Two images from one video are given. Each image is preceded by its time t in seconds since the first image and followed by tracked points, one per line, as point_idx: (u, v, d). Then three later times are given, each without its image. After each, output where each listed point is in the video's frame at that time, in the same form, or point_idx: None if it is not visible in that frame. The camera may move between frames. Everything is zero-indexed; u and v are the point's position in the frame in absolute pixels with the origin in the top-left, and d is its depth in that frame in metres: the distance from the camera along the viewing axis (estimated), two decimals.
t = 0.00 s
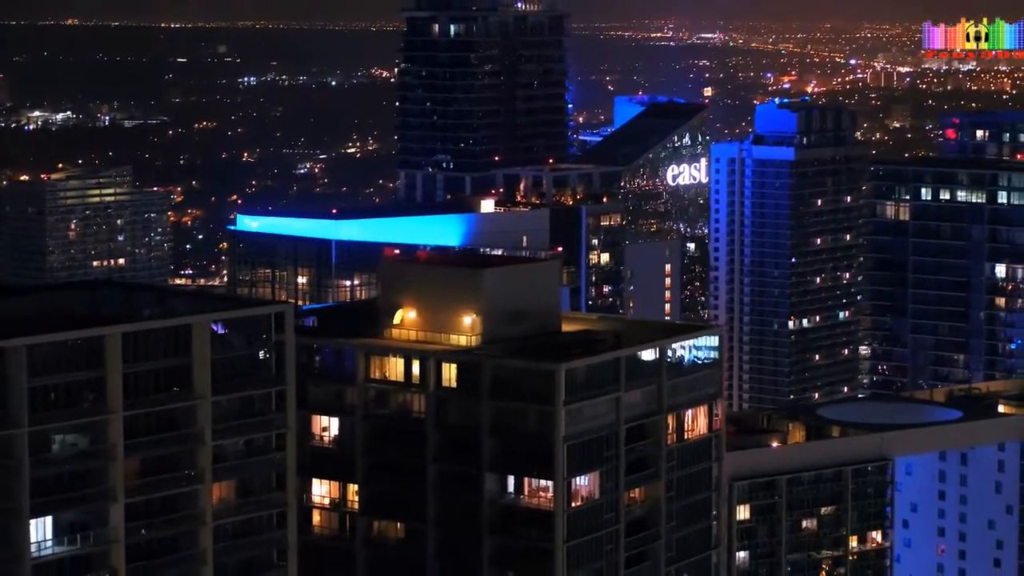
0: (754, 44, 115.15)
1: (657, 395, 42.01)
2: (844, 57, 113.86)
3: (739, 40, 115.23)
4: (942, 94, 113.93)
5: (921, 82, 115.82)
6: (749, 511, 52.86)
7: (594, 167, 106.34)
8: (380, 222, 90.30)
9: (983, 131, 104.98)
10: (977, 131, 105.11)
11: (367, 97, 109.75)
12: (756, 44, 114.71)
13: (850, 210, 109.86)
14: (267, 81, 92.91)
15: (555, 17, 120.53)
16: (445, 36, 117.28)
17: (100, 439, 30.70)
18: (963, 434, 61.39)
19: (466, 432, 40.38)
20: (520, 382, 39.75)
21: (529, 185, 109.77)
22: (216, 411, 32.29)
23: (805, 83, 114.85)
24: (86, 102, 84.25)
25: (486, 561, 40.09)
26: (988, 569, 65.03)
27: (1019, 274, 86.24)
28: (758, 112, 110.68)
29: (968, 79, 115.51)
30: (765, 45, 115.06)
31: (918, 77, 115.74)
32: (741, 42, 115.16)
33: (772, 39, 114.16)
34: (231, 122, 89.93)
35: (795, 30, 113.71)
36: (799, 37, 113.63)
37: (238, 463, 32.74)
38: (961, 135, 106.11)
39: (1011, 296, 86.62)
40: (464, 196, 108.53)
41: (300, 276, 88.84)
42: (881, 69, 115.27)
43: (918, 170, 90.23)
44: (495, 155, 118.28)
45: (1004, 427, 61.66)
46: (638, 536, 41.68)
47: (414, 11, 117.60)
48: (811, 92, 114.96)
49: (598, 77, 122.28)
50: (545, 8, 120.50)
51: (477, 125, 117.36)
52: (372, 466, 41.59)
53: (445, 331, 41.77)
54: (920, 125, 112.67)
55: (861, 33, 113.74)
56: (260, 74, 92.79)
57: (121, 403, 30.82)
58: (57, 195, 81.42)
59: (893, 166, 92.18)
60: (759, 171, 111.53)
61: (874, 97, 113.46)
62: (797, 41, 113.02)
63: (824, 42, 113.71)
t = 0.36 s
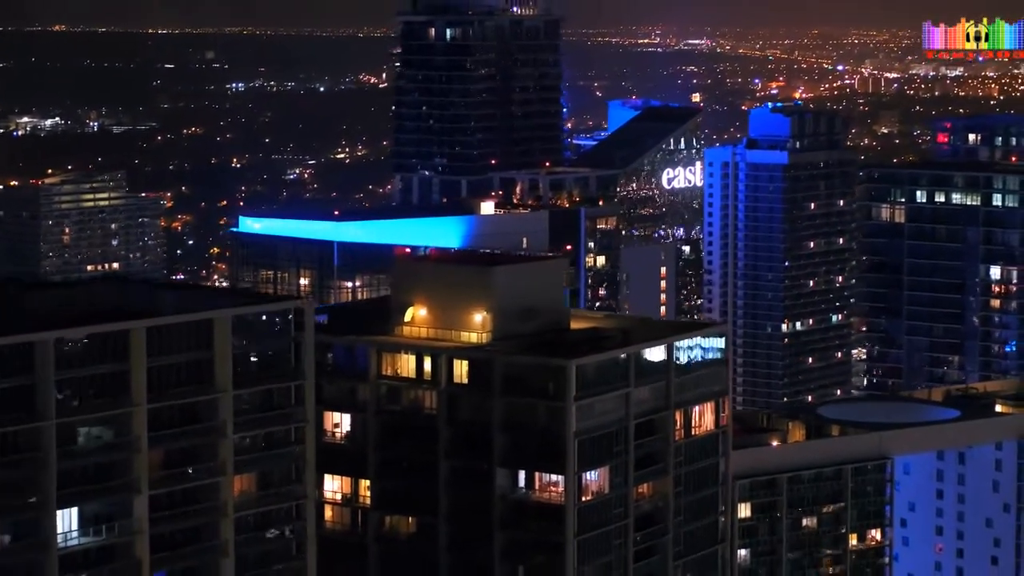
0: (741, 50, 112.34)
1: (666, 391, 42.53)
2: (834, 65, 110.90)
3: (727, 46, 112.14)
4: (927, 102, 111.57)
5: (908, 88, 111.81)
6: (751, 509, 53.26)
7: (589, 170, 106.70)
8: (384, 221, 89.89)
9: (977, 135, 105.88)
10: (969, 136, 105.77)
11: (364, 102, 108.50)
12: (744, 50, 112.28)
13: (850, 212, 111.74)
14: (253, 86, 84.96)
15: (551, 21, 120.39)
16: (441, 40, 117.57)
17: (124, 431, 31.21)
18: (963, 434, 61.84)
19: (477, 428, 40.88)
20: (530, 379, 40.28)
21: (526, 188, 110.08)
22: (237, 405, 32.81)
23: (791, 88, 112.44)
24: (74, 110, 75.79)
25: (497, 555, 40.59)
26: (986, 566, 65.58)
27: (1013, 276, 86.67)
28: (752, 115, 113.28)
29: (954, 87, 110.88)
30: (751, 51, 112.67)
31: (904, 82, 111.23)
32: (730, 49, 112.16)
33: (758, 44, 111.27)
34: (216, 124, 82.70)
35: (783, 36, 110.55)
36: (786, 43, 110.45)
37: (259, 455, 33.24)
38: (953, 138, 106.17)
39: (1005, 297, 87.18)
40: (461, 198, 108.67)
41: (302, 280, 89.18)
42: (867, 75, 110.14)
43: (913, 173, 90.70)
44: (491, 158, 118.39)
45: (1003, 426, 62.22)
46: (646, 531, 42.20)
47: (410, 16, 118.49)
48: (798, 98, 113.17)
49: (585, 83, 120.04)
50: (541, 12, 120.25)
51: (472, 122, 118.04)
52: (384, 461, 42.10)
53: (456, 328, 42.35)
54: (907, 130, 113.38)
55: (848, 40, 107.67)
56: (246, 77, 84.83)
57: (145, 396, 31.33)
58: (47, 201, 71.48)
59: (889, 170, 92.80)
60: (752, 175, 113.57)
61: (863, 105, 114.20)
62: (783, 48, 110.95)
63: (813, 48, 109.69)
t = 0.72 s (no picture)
0: (728, 57, 113.94)
1: (674, 387, 43.10)
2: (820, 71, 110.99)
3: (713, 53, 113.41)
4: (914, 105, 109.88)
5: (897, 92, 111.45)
6: (752, 506, 53.73)
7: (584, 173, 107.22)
8: (388, 218, 91.58)
9: (967, 138, 104.41)
10: (961, 138, 104.31)
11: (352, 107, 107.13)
12: (731, 54, 113.17)
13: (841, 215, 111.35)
14: (242, 91, 84.73)
15: (545, 25, 120.54)
16: (437, 43, 117.77)
17: (151, 422, 31.74)
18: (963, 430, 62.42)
19: (491, 421, 41.48)
20: (541, 373, 40.84)
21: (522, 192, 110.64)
22: (261, 397, 33.36)
23: (777, 93, 114.34)
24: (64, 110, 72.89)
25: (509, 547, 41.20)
26: (984, 563, 66.16)
27: (1008, 277, 87.77)
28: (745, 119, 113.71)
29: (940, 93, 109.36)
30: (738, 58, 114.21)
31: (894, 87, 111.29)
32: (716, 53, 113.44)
33: (744, 51, 112.09)
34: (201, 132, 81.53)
35: (767, 43, 110.38)
36: (771, 49, 110.41)
37: (280, 447, 33.76)
38: (945, 142, 105.02)
39: (999, 297, 87.86)
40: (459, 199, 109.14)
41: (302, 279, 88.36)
42: (855, 81, 111.04)
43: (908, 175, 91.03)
44: (487, 160, 119.46)
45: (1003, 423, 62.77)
46: (655, 524, 42.75)
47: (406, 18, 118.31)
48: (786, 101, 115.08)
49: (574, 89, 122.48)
50: (536, 17, 120.87)
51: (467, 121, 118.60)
52: (397, 455, 42.74)
53: (467, 324, 42.86)
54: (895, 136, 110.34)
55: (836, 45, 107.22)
56: (231, 84, 84.11)
57: (171, 388, 31.89)
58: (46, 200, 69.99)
59: (883, 171, 92.65)
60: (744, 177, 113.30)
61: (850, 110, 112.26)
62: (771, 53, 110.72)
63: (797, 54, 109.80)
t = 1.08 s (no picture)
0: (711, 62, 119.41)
1: (681, 382, 43.73)
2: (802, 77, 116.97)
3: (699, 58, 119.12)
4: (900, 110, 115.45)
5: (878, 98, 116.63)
6: (752, 503, 54.48)
7: (579, 175, 108.06)
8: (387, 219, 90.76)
9: (958, 141, 105.19)
10: (951, 142, 105.07)
11: (338, 112, 105.92)
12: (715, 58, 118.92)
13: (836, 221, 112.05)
14: (228, 97, 85.56)
15: (539, 29, 119.79)
16: (432, 47, 117.55)
17: (174, 414, 32.31)
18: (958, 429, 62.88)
19: (502, 416, 42.06)
20: (553, 368, 41.44)
21: (516, 195, 110.94)
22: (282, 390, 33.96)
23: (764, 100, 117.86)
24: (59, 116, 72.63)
25: (520, 540, 41.78)
26: (980, 561, 66.73)
27: (1001, 279, 87.89)
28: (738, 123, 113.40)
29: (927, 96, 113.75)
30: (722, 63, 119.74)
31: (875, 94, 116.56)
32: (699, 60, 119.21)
33: (729, 56, 118.23)
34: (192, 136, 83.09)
35: (753, 47, 116.79)
36: (757, 54, 116.84)
37: (301, 438, 34.34)
38: (936, 145, 105.94)
39: (992, 297, 88.33)
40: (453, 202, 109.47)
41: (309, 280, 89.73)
42: (838, 86, 116.59)
43: (901, 177, 91.45)
44: (482, 164, 119.04)
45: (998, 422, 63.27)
46: (663, 518, 43.38)
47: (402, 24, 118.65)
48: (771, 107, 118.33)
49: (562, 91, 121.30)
50: (529, 21, 120.00)
51: (461, 123, 117.73)
52: (408, 450, 43.35)
53: (478, 320, 43.48)
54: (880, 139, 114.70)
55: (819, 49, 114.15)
56: (218, 89, 84.36)
57: (195, 380, 32.44)
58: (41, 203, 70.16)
59: (876, 171, 92.28)
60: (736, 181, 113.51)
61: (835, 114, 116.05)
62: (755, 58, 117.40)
63: (782, 58, 116.38)
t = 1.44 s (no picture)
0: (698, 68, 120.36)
1: (688, 379, 44.32)
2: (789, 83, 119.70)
3: (684, 65, 119.96)
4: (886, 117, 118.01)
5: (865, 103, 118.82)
6: (753, 503, 55.06)
7: (575, 178, 108.33)
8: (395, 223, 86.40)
9: (948, 145, 105.75)
10: (942, 146, 105.59)
11: (324, 118, 103.45)
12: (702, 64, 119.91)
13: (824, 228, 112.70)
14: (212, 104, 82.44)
15: (534, 33, 116.04)
16: (426, 51, 114.91)
17: (198, 407, 32.99)
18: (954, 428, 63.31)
19: (512, 412, 42.65)
20: (562, 365, 42.03)
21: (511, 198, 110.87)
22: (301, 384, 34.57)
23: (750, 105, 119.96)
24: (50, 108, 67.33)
25: (530, 534, 42.36)
26: (977, 560, 67.07)
27: (994, 281, 89.17)
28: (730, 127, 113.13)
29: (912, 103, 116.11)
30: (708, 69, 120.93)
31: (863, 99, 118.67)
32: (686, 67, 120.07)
33: (715, 62, 119.11)
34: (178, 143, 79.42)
35: (737, 53, 117.66)
36: (742, 60, 117.64)
37: (320, 432, 34.93)
38: (926, 148, 106.26)
39: (985, 302, 89.40)
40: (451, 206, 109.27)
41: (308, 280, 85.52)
42: (825, 92, 118.82)
43: (896, 180, 92.27)
44: (478, 168, 116.02)
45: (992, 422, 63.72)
46: (670, 513, 44.02)
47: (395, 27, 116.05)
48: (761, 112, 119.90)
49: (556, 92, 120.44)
50: (524, 24, 116.64)
51: (459, 127, 114.73)
52: (419, 446, 43.94)
53: (488, 318, 44.08)
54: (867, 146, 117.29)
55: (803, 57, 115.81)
56: (204, 95, 81.12)
57: (218, 373, 33.10)
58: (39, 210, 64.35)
59: (868, 174, 93.46)
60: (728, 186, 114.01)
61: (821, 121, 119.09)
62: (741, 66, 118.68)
63: (767, 65, 117.51)
